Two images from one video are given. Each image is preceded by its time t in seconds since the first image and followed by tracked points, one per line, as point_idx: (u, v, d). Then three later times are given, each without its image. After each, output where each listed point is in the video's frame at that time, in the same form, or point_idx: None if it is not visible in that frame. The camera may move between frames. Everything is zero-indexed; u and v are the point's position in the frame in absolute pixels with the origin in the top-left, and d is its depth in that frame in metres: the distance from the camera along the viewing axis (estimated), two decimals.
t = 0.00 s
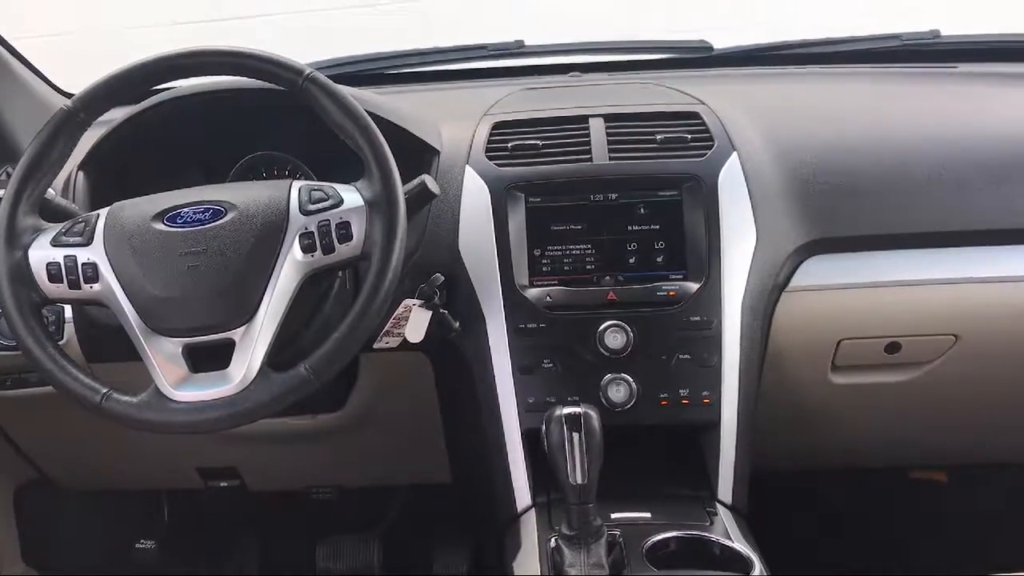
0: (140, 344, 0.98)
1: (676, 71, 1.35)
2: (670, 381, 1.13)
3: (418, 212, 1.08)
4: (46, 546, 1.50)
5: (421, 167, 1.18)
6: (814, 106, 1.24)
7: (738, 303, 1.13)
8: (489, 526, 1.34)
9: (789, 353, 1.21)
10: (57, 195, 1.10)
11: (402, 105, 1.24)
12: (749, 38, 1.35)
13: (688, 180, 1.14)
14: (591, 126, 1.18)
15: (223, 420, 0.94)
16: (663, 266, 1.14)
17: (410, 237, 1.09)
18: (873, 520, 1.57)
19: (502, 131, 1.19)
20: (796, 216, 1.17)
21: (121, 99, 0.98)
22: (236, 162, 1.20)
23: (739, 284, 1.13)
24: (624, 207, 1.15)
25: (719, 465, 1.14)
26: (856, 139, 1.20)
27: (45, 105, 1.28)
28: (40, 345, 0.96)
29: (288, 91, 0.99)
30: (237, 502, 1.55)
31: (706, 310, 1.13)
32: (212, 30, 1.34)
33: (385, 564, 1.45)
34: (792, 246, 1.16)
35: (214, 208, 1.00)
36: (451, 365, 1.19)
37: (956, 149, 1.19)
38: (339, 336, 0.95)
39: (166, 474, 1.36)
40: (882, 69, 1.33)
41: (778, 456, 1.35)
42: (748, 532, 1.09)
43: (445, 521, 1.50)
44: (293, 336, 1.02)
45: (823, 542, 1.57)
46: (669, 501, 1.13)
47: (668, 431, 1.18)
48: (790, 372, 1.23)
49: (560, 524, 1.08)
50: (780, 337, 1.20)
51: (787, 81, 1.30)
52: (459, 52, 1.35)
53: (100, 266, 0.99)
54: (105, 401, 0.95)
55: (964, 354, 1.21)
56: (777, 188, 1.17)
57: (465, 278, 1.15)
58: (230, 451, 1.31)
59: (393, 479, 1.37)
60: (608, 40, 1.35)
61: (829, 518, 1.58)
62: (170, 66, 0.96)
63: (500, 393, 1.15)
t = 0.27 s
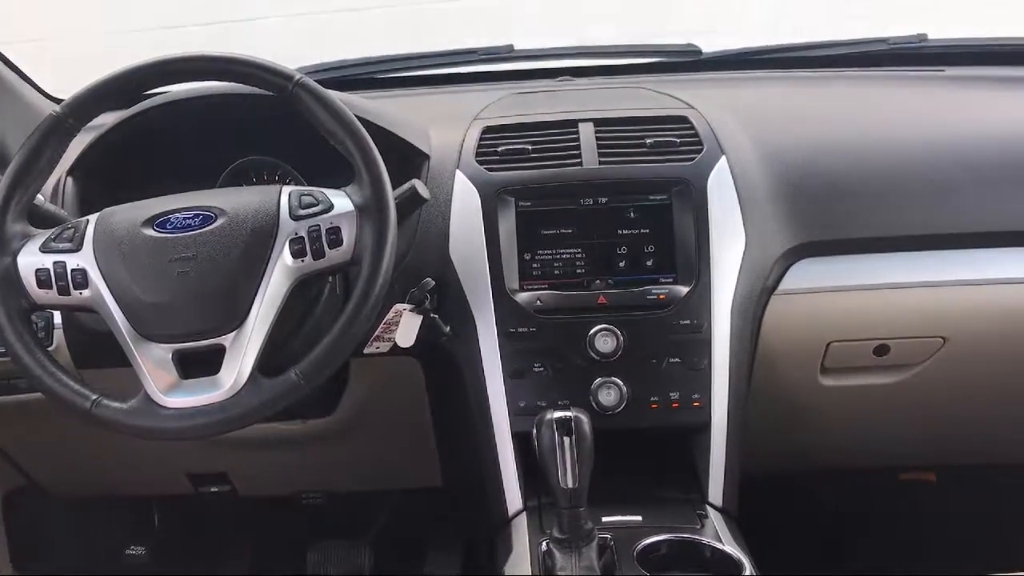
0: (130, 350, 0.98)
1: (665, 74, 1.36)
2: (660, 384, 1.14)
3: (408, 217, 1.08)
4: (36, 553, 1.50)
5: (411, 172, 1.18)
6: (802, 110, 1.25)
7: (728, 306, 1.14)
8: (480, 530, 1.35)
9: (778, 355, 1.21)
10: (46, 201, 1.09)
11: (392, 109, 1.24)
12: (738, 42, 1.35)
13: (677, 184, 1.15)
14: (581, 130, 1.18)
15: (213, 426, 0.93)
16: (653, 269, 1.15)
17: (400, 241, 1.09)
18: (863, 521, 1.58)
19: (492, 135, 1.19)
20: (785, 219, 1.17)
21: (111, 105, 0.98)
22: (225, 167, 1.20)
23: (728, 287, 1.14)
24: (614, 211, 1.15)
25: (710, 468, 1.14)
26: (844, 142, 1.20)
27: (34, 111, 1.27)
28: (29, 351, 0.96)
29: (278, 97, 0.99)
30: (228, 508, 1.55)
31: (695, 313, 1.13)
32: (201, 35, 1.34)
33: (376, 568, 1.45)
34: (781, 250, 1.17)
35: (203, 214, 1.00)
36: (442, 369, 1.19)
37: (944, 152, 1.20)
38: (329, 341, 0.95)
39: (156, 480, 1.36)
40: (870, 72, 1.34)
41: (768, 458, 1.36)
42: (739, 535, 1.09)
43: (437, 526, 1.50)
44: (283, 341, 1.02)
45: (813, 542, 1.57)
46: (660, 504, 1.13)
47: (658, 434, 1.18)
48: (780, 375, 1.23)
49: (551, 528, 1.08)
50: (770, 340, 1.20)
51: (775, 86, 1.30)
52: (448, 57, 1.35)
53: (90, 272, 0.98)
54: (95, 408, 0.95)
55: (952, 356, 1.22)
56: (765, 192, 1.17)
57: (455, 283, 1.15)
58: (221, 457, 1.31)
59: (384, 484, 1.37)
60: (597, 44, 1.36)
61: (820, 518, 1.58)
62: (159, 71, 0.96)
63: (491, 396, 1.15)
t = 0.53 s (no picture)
0: (118, 354, 0.98)
1: (652, 77, 1.37)
2: (648, 385, 1.14)
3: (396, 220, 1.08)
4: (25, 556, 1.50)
5: (399, 174, 1.18)
6: (788, 112, 1.25)
7: (715, 308, 1.14)
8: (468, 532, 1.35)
9: (765, 356, 1.22)
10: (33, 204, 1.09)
11: (380, 112, 1.24)
12: (725, 44, 1.36)
13: (664, 186, 1.15)
14: (568, 133, 1.19)
15: (200, 429, 0.93)
16: (641, 271, 1.15)
17: (388, 244, 1.09)
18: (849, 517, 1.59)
19: (479, 138, 1.19)
20: (771, 221, 1.18)
21: (97, 108, 0.98)
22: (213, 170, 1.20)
23: (715, 289, 1.14)
24: (601, 213, 1.16)
25: (697, 468, 1.15)
26: (830, 144, 1.21)
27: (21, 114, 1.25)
28: (16, 355, 0.96)
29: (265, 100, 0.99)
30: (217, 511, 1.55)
31: (683, 314, 1.14)
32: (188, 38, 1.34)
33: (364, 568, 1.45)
34: (767, 251, 1.17)
35: (191, 217, 1.00)
36: (430, 372, 1.19)
37: (929, 154, 1.20)
38: (317, 344, 0.95)
39: (145, 483, 1.35)
40: (855, 74, 1.35)
41: (755, 458, 1.36)
42: (727, 535, 1.10)
43: (426, 528, 1.50)
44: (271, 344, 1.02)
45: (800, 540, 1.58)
46: (648, 504, 1.14)
47: (646, 435, 1.18)
48: (766, 375, 1.24)
49: (540, 528, 1.08)
50: (757, 340, 1.21)
51: (761, 88, 1.31)
52: (436, 59, 1.35)
53: (77, 275, 0.98)
54: (82, 411, 0.95)
55: (938, 355, 1.23)
56: (751, 194, 1.18)
57: (444, 285, 1.15)
58: (210, 459, 1.31)
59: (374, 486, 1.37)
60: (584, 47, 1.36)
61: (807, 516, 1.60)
62: (145, 74, 0.96)
63: (479, 398, 1.15)
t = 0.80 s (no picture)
0: (104, 355, 0.98)
1: (639, 77, 1.37)
2: (636, 385, 1.14)
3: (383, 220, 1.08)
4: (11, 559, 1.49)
5: (387, 175, 1.18)
6: (774, 112, 1.26)
7: (702, 307, 1.15)
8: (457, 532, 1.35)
9: (752, 355, 1.23)
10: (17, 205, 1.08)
11: (367, 112, 1.24)
12: (712, 45, 1.37)
13: (652, 186, 1.16)
14: (555, 133, 1.19)
15: (187, 431, 0.93)
16: (628, 270, 1.15)
17: (376, 244, 1.09)
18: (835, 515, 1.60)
19: (467, 138, 1.19)
20: (757, 220, 1.19)
21: (82, 109, 0.98)
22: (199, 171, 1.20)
23: (702, 288, 1.15)
24: (589, 213, 1.16)
25: (685, 467, 1.15)
26: (816, 144, 1.22)
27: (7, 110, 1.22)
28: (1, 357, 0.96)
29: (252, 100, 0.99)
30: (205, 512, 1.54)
31: (670, 314, 1.14)
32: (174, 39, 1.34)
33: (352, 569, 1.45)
34: (754, 251, 1.18)
35: (178, 218, 0.99)
36: (418, 372, 1.19)
37: (914, 153, 1.21)
38: (304, 345, 0.95)
39: (132, 485, 1.35)
40: (841, 74, 1.36)
41: (743, 457, 1.37)
42: (714, 533, 1.10)
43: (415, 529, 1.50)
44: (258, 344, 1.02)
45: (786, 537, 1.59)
46: (636, 504, 1.14)
47: (634, 434, 1.19)
48: (753, 373, 1.24)
49: (528, 528, 1.09)
50: (744, 339, 1.21)
51: (748, 88, 1.31)
52: (424, 60, 1.35)
53: (63, 276, 0.98)
54: (68, 413, 0.95)
55: (923, 354, 1.23)
56: (738, 193, 1.19)
57: (432, 286, 1.15)
58: (197, 461, 1.31)
59: (362, 486, 1.37)
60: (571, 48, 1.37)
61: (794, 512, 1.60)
62: (130, 75, 0.95)
63: (467, 398, 1.15)
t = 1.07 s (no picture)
0: (89, 355, 0.97)
1: (625, 76, 1.37)
2: (622, 382, 1.15)
3: (370, 219, 1.08)
4: None
5: (373, 174, 1.18)
6: (760, 111, 1.26)
7: (688, 305, 1.15)
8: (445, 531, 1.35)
9: (739, 353, 1.23)
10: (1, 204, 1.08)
11: (354, 112, 1.24)
12: (698, 45, 1.38)
13: (638, 185, 1.16)
14: (542, 132, 1.19)
15: (173, 430, 0.93)
16: (615, 269, 1.16)
17: (362, 243, 1.09)
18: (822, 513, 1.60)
19: (454, 137, 1.19)
20: (743, 218, 1.19)
21: (66, 108, 0.97)
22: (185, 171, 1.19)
23: (688, 286, 1.15)
24: (575, 212, 1.16)
25: (672, 464, 1.15)
26: (801, 142, 1.22)
27: None
28: None
29: (237, 99, 0.99)
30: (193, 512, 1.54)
31: (656, 311, 1.15)
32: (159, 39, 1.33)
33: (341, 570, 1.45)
34: (740, 249, 1.18)
35: (163, 217, 0.99)
36: (405, 371, 1.19)
37: (898, 152, 1.22)
38: (290, 344, 0.95)
39: (119, 486, 1.35)
40: (826, 72, 1.36)
41: (730, 454, 1.38)
42: (701, 530, 1.11)
43: (403, 528, 1.50)
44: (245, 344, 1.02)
45: (774, 535, 1.60)
46: (623, 501, 1.15)
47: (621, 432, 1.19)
48: (740, 371, 1.25)
49: (515, 526, 1.09)
50: (730, 337, 1.22)
51: (734, 87, 1.32)
52: (410, 59, 1.35)
53: (47, 276, 0.98)
54: (53, 414, 0.94)
55: (908, 351, 1.24)
56: (724, 192, 1.19)
57: (419, 285, 1.14)
58: (184, 461, 1.30)
59: (350, 486, 1.37)
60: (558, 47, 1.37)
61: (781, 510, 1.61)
62: (114, 74, 0.95)
63: (454, 396, 1.15)
